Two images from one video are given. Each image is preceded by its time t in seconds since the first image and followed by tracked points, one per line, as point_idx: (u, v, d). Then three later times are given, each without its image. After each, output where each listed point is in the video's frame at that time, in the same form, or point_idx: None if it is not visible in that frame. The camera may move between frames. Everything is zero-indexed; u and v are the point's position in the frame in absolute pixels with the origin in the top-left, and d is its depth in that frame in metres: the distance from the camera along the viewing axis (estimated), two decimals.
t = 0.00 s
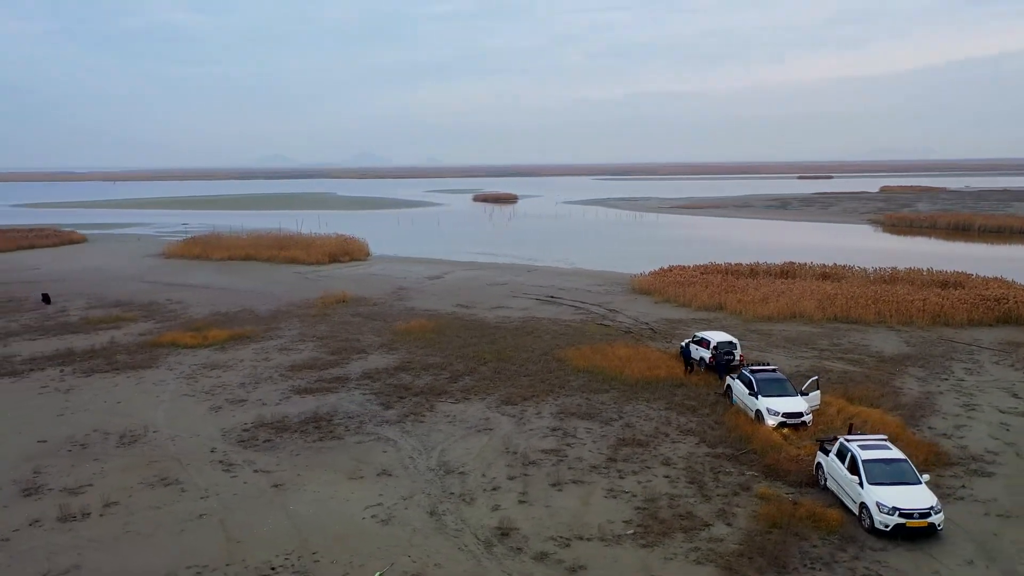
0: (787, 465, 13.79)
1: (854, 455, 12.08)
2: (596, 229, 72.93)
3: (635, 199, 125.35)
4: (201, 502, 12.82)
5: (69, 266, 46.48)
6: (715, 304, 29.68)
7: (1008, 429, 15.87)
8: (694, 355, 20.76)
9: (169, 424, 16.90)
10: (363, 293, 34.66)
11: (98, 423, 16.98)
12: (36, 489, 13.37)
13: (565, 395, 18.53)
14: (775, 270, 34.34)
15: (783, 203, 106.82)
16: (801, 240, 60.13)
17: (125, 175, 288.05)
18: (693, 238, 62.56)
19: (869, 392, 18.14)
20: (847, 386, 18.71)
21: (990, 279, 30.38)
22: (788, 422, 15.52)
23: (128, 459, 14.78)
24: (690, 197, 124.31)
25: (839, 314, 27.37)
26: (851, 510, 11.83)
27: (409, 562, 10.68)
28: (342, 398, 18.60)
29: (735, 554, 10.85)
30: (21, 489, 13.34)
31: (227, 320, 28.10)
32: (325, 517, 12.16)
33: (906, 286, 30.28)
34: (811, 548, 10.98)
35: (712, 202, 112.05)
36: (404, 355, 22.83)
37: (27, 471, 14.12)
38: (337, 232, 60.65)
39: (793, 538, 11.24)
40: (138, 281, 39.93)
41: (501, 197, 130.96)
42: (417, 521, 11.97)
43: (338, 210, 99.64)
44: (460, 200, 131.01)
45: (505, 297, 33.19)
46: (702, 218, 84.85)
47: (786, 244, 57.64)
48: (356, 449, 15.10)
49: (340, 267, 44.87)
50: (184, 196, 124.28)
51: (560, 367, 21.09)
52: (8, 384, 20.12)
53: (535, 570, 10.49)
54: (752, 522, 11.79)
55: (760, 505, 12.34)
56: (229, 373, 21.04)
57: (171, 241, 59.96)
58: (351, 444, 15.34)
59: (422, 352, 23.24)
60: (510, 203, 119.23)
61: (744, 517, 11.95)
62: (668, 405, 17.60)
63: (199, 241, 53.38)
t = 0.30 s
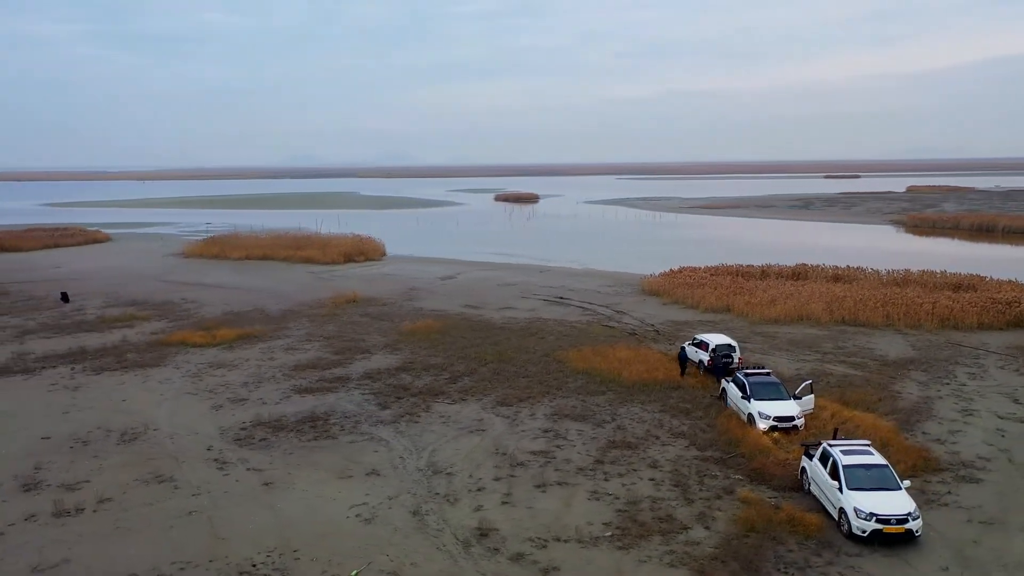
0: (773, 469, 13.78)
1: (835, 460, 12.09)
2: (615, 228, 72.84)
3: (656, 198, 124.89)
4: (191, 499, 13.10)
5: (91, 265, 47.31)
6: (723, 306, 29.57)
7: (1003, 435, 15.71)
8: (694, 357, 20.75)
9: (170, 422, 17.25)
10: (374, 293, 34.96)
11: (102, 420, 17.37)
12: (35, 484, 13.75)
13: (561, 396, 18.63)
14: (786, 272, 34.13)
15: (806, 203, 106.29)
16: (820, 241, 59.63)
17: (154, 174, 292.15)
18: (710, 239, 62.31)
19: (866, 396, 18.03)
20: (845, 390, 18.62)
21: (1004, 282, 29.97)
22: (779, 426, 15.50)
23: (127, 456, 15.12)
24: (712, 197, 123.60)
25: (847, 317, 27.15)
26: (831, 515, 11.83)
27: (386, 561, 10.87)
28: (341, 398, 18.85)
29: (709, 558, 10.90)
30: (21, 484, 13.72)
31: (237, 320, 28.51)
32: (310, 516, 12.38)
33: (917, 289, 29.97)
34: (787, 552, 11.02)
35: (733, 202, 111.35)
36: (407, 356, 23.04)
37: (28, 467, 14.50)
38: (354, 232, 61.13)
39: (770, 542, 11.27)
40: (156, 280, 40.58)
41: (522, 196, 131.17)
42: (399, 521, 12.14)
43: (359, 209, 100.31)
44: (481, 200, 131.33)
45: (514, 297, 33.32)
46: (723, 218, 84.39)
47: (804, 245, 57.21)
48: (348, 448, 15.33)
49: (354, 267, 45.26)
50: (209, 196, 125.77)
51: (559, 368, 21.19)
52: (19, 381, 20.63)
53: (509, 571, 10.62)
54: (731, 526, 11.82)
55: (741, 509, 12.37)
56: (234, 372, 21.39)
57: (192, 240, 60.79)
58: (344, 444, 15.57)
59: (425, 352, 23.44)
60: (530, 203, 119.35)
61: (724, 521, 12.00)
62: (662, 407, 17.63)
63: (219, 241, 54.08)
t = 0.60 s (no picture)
0: (755, 474, 13.79)
1: (811, 465, 12.09)
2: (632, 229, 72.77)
3: (678, 198, 124.52)
4: (180, 496, 13.41)
5: (112, 264, 48.22)
6: (729, 308, 29.46)
7: (994, 442, 15.56)
8: (691, 360, 20.76)
9: (169, 420, 17.62)
10: (384, 293, 35.29)
11: (103, 418, 17.80)
12: (32, 479, 14.15)
13: (555, 398, 18.75)
14: (796, 275, 33.90)
15: (830, 203, 105.93)
16: (839, 242, 59.16)
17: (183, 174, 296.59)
18: (728, 239, 62.11)
19: (860, 401, 17.95)
20: (840, 394, 18.53)
21: (1016, 285, 29.56)
22: (766, 430, 15.48)
23: (122, 453, 15.49)
24: (734, 197, 122.94)
25: (853, 320, 26.96)
26: (805, 520, 11.83)
27: (359, 560, 11.08)
28: (338, 397, 19.13)
29: (679, 560, 10.98)
30: (18, 479, 14.12)
31: (246, 320, 28.97)
32: (292, 514, 12.64)
33: (927, 292, 29.66)
34: (757, 557, 11.05)
35: (756, 202, 110.71)
36: (408, 356, 23.28)
37: (27, 463, 14.93)
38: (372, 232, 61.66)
39: (742, 547, 11.30)
40: (174, 279, 41.27)
41: (545, 196, 131.41)
42: (378, 520, 12.36)
43: (380, 209, 101.15)
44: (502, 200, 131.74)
45: (522, 299, 33.49)
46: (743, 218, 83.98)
47: (822, 245, 56.80)
48: (338, 448, 15.57)
49: (368, 267, 45.70)
50: (234, 196, 127.41)
51: (557, 370, 21.29)
52: (28, 379, 21.16)
53: (479, 571, 10.79)
54: (705, 530, 11.88)
55: (717, 513, 12.43)
56: (236, 371, 21.77)
57: (213, 240, 61.72)
58: (334, 443, 15.81)
59: (426, 353, 23.67)
60: (551, 203, 119.55)
61: (699, 525, 12.07)
62: (653, 411, 17.69)
63: (239, 241, 54.85)
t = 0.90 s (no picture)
0: (734, 477, 13.82)
1: (784, 470, 12.15)
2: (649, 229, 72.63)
3: (699, 198, 123.96)
4: (167, 493, 13.72)
5: (131, 263, 49.07)
6: (733, 310, 29.38)
7: (982, 448, 15.45)
8: (686, 363, 20.77)
9: (165, 418, 17.98)
10: (393, 294, 35.62)
11: (103, 416, 18.21)
12: (27, 475, 14.54)
13: (546, 400, 18.87)
14: (805, 277, 33.69)
15: (852, 203, 105.31)
16: (856, 243, 58.67)
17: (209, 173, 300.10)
18: (744, 240, 61.76)
19: (852, 406, 17.85)
20: (832, 398, 18.46)
21: None
22: (751, 434, 15.49)
23: (117, 450, 15.87)
24: (755, 197, 122.11)
25: (857, 323, 26.77)
26: (777, 524, 11.89)
27: (332, 558, 11.29)
28: (333, 397, 19.40)
29: (646, 563, 11.07)
30: (13, 475, 14.52)
31: (254, 319, 29.41)
32: (272, 513, 12.89)
33: (935, 295, 29.36)
34: (725, 560, 11.12)
35: (777, 203, 109.93)
36: (407, 357, 23.52)
37: (24, 459, 15.34)
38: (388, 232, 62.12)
39: (710, 551, 11.38)
40: (189, 278, 41.94)
41: (565, 196, 131.52)
42: (356, 519, 12.56)
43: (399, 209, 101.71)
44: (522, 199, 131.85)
45: (528, 299, 33.64)
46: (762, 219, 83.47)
47: (839, 246, 56.35)
48: (326, 447, 15.82)
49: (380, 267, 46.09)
50: (257, 195, 128.78)
51: (552, 372, 21.41)
52: (36, 376, 21.67)
53: (448, 570, 10.95)
54: (677, 533, 11.94)
55: (691, 516, 12.49)
56: (237, 370, 22.14)
57: (232, 239, 62.55)
58: (323, 443, 16.06)
59: (426, 354, 23.89)
60: (570, 202, 119.57)
61: (671, 528, 12.14)
62: (642, 413, 17.74)
63: (256, 240, 55.49)
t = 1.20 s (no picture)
0: (710, 481, 13.85)
1: (754, 475, 12.21)
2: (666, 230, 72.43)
3: (720, 198, 123.22)
4: (152, 490, 14.06)
5: (149, 262, 49.92)
6: (736, 313, 29.28)
7: (967, 455, 15.33)
8: (679, 366, 20.77)
9: (161, 416, 18.37)
10: (401, 294, 35.92)
11: (101, 413, 18.64)
12: (21, 470, 14.98)
13: (536, 402, 19.01)
14: (812, 279, 33.46)
15: (876, 203, 104.11)
16: (874, 244, 58.12)
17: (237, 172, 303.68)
18: (760, 241, 61.38)
19: (840, 410, 17.78)
20: (822, 403, 18.39)
21: None
22: (733, 438, 15.48)
23: (110, 447, 16.26)
24: (778, 197, 121.13)
25: (859, 327, 26.58)
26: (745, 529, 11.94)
27: (302, 557, 11.52)
28: (326, 397, 19.69)
29: (609, 565, 11.18)
30: (7, 470, 14.95)
31: (260, 319, 29.83)
32: (252, 511, 13.17)
33: (943, 299, 29.03)
34: (688, 564, 11.18)
35: (799, 203, 108.99)
36: (404, 357, 23.77)
37: (20, 455, 15.79)
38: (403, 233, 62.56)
39: (675, 555, 11.45)
40: (203, 278, 42.57)
41: (585, 196, 131.38)
42: (331, 518, 12.79)
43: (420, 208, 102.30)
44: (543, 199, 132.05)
45: (533, 300, 33.77)
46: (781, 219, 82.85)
47: (856, 248, 55.84)
48: (313, 447, 16.09)
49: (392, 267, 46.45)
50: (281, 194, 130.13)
51: (546, 374, 21.54)
52: (42, 374, 22.22)
53: (413, 570, 11.13)
54: (644, 537, 12.04)
55: (661, 520, 12.56)
56: (237, 370, 22.53)
57: (251, 238, 63.35)
58: (310, 442, 16.34)
59: (425, 354, 24.12)
60: (590, 202, 119.45)
61: (640, 532, 12.22)
62: (629, 416, 17.81)
63: (272, 240, 56.17)
